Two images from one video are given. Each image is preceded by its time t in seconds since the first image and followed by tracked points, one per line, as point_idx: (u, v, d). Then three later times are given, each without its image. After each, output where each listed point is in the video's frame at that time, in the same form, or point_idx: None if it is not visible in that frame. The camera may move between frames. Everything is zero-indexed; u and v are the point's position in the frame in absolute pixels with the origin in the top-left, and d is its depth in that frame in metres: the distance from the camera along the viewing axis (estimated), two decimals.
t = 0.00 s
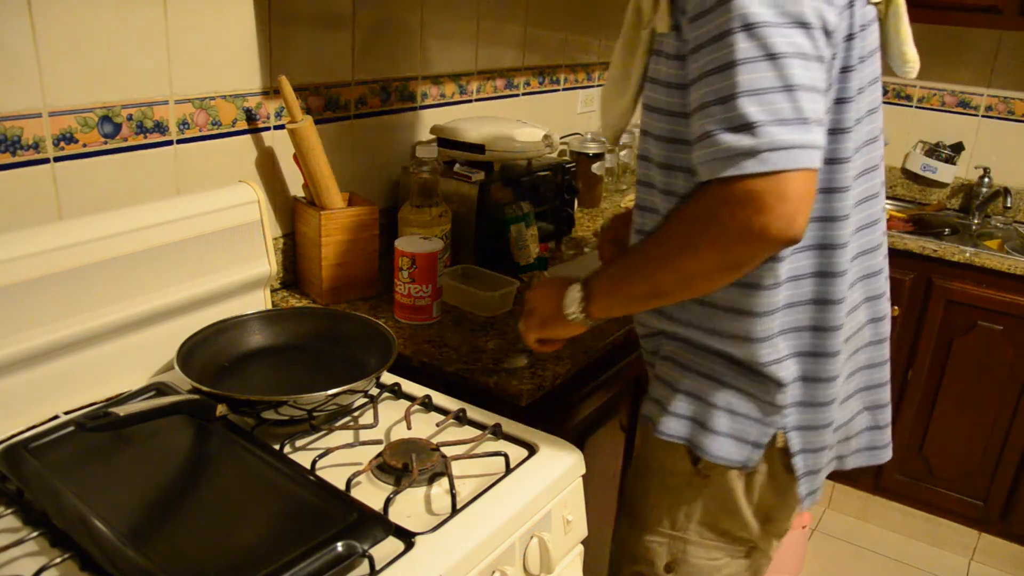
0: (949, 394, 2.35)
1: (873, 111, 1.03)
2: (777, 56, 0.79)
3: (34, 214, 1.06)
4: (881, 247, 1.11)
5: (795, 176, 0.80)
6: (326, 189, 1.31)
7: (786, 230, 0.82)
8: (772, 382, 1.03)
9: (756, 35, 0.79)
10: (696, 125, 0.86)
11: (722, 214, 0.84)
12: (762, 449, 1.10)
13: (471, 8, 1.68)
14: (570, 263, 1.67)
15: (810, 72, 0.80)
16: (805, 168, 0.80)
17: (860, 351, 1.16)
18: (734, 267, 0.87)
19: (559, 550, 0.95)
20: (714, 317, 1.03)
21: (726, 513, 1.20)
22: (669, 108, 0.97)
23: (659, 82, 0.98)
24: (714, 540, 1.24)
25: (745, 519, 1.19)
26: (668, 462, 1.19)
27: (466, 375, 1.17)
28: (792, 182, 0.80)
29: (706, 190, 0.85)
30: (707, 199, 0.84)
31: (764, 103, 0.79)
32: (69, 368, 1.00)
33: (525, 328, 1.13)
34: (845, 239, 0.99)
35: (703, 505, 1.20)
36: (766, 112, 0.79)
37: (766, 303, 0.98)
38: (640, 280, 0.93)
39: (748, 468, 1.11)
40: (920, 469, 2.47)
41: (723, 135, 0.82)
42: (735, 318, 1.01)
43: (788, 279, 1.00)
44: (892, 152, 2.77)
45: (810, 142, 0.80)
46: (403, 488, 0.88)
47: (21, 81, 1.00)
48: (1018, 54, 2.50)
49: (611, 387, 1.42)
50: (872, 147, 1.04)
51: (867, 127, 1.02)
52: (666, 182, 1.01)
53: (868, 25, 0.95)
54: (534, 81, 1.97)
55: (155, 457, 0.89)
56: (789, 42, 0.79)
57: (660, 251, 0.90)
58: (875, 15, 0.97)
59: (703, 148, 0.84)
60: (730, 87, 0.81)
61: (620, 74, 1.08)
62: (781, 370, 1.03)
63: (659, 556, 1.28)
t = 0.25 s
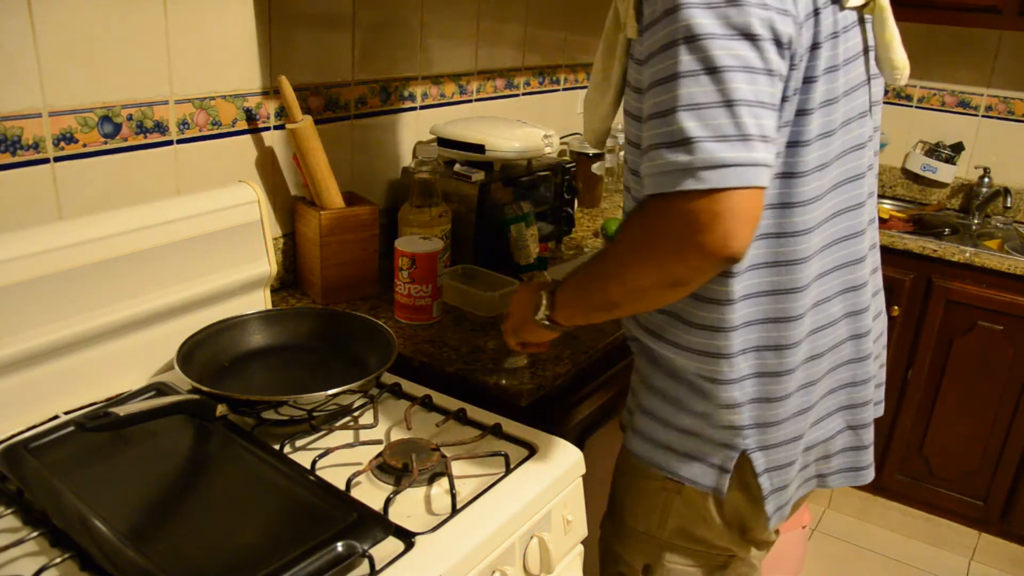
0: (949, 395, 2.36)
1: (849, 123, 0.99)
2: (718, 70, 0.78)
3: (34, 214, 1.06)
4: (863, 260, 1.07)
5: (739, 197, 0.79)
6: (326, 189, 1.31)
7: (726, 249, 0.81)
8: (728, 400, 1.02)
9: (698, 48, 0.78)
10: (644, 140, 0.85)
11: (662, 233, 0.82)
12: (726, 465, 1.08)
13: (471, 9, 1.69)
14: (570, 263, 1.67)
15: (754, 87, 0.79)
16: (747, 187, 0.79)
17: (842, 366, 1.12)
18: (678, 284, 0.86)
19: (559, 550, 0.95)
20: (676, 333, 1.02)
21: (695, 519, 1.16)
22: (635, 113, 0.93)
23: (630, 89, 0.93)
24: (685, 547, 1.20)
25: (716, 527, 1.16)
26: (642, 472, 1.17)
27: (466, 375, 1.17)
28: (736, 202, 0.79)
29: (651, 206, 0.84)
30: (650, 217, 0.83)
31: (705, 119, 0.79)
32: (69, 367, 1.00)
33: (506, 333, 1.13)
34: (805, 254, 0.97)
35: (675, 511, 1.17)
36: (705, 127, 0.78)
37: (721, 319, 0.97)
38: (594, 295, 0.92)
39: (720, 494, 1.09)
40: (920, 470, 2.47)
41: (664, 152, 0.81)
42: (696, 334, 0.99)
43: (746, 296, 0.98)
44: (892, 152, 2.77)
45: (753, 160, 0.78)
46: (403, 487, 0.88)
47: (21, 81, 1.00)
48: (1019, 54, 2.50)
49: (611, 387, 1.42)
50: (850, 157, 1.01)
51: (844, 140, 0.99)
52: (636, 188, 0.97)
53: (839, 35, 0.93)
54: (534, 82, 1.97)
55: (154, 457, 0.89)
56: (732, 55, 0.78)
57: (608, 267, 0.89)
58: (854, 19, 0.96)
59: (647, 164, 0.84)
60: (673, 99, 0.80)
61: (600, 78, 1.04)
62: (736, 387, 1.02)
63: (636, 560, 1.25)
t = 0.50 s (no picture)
0: (949, 396, 2.36)
1: (857, 123, 0.99)
2: (718, 61, 0.78)
3: (34, 214, 1.06)
4: (867, 261, 1.06)
5: (731, 185, 0.79)
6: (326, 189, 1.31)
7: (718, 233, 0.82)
8: (719, 389, 1.03)
9: (700, 39, 0.79)
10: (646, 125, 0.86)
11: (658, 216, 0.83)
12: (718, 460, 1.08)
13: (471, 9, 1.69)
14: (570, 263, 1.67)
15: (753, 80, 0.79)
16: (740, 175, 0.79)
17: (840, 367, 1.11)
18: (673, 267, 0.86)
19: (559, 550, 0.95)
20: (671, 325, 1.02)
21: (689, 511, 1.16)
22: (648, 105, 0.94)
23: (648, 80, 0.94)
24: (682, 539, 1.19)
25: (710, 518, 1.15)
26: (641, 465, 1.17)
27: (466, 375, 1.17)
28: (729, 189, 0.80)
29: (647, 190, 0.85)
30: (646, 201, 0.84)
31: (702, 108, 0.79)
32: (69, 368, 1.00)
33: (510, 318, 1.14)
34: (801, 248, 0.98)
35: (672, 504, 1.16)
36: (702, 116, 0.79)
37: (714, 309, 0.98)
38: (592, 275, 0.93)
39: (715, 489, 1.09)
40: (920, 470, 2.47)
41: (663, 137, 0.82)
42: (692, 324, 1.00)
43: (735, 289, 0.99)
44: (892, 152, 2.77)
45: (747, 151, 0.79)
46: (403, 487, 0.88)
47: (21, 81, 1.00)
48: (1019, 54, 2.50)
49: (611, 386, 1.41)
50: (858, 157, 1.00)
51: (852, 139, 0.99)
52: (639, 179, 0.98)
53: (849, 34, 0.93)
54: (534, 81, 1.97)
55: (154, 457, 0.89)
56: (733, 49, 0.78)
57: (608, 251, 0.90)
58: (864, 20, 0.97)
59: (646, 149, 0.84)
60: (671, 87, 0.81)
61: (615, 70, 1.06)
62: (727, 375, 1.03)
63: (635, 553, 1.24)
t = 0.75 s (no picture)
0: (949, 395, 2.35)
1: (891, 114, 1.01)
2: (789, 46, 0.79)
3: (34, 214, 1.06)
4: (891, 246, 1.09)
5: (796, 164, 0.80)
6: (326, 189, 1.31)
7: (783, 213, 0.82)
8: (758, 367, 1.04)
9: (772, 25, 0.79)
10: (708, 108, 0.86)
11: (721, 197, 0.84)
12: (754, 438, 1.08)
13: (471, 9, 1.69)
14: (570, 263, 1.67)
15: (821, 66, 0.80)
16: (807, 156, 0.80)
17: (860, 350, 1.14)
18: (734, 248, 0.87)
19: (559, 550, 0.95)
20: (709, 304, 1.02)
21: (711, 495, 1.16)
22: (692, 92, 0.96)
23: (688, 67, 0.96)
24: (705, 520, 1.20)
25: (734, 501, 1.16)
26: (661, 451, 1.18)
27: (466, 375, 1.17)
28: (792, 168, 0.80)
29: (711, 171, 0.85)
30: (711, 182, 0.85)
31: (774, 91, 0.79)
32: (69, 368, 1.00)
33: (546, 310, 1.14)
34: (843, 230, 1.00)
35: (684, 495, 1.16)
36: (774, 99, 0.79)
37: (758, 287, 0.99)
38: (647, 258, 0.94)
39: (750, 464, 1.10)
40: (920, 470, 2.47)
41: (730, 119, 0.82)
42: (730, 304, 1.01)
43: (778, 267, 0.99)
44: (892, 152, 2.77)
45: (815, 133, 0.80)
46: (403, 487, 0.88)
47: (21, 81, 1.00)
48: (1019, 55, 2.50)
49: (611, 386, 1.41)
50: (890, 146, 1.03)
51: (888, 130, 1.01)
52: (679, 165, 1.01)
53: (894, 29, 0.96)
54: (534, 82, 1.97)
55: (154, 457, 0.89)
56: (802, 35, 0.79)
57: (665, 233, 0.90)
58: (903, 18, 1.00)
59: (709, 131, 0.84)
60: (741, 72, 0.81)
61: (648, 59, 1.06)
62: (767, 354, 1.03)
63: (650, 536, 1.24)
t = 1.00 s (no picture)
0: (949, 396, 2.36)
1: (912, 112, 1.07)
2: (854, 44, 0.82)
3: (34, 214, 1.06)
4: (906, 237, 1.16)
5: (858, 155, 0.83)
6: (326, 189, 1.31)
7: (847, 205, 0.85)
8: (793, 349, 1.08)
9: (837, 23, 0.82)
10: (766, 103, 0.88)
11: (787, 191, 0.87)
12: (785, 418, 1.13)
13: (471, 9, 1.68)
14: (570, 263, 1.67)
15: (882, 63, 0.83)
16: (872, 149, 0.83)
17: (873, 335, 1.20)
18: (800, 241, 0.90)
19: (559, 549, 0.95)
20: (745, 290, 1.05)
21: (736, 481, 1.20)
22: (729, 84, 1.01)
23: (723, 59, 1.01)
24: (720, 506, 1.24)
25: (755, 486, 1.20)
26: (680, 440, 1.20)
27: (466, 376, 1.17)
28: (854, 160, 0.83)
29: (775, 165, 0.88)
30: (777, 176, 0.87)
31: (841, 85, 0.82)
32: (69, 368, 1.00)
33: (593, 314, 1.15)
34: (876, 220, 1.04)
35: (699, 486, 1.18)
36: (841, 94, 0.82)
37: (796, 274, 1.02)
38: (711, 256, 0.96)
39: (779, 442, 1.14)
40: (920, 470, 2.47)
41: (798, 111, 0.84)
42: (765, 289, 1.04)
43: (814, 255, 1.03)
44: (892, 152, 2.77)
45: (877, 126, 0.83)
46: (404, 488, 0.88)
47: (21, 81, 1.00)
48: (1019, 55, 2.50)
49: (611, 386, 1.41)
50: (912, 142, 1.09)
51: (907, 130, 1.08)
52: (711, 153, 1.05)
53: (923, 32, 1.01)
54: (534, 81, 1.97)
55: (155, 457, 0.89)
56: (866, 34, 0.82)
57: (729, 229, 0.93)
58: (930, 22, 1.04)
59: (772, 125, 0.86)
60: (809, 68, 0.83)
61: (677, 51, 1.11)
62: (801, 337, 1.07)
63: (665, 526, 1.27)
